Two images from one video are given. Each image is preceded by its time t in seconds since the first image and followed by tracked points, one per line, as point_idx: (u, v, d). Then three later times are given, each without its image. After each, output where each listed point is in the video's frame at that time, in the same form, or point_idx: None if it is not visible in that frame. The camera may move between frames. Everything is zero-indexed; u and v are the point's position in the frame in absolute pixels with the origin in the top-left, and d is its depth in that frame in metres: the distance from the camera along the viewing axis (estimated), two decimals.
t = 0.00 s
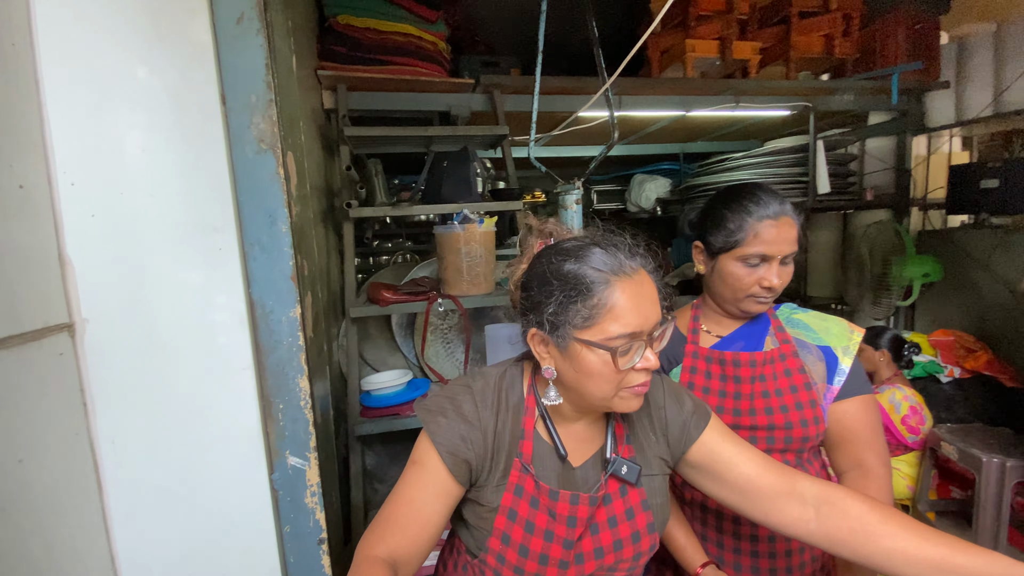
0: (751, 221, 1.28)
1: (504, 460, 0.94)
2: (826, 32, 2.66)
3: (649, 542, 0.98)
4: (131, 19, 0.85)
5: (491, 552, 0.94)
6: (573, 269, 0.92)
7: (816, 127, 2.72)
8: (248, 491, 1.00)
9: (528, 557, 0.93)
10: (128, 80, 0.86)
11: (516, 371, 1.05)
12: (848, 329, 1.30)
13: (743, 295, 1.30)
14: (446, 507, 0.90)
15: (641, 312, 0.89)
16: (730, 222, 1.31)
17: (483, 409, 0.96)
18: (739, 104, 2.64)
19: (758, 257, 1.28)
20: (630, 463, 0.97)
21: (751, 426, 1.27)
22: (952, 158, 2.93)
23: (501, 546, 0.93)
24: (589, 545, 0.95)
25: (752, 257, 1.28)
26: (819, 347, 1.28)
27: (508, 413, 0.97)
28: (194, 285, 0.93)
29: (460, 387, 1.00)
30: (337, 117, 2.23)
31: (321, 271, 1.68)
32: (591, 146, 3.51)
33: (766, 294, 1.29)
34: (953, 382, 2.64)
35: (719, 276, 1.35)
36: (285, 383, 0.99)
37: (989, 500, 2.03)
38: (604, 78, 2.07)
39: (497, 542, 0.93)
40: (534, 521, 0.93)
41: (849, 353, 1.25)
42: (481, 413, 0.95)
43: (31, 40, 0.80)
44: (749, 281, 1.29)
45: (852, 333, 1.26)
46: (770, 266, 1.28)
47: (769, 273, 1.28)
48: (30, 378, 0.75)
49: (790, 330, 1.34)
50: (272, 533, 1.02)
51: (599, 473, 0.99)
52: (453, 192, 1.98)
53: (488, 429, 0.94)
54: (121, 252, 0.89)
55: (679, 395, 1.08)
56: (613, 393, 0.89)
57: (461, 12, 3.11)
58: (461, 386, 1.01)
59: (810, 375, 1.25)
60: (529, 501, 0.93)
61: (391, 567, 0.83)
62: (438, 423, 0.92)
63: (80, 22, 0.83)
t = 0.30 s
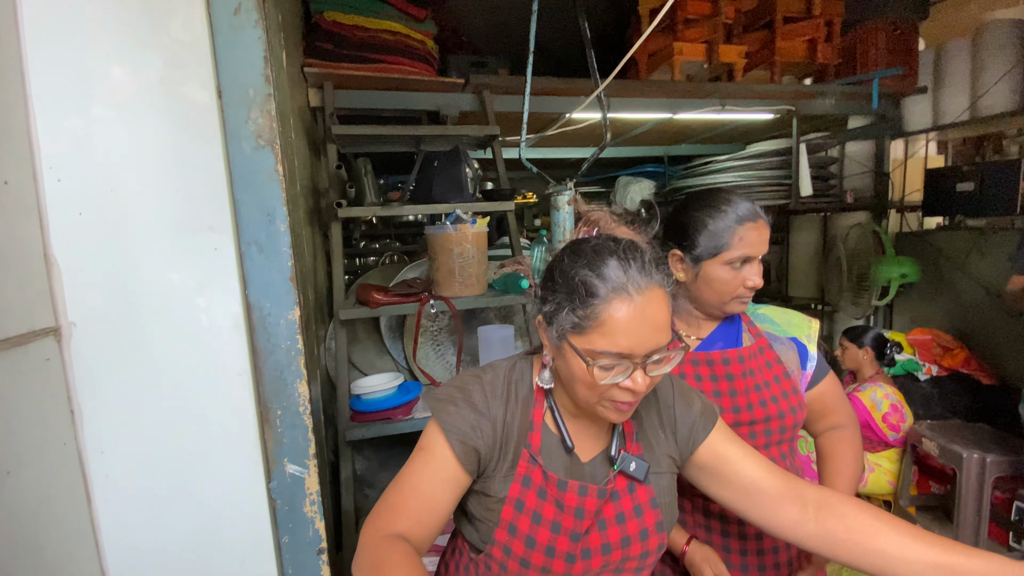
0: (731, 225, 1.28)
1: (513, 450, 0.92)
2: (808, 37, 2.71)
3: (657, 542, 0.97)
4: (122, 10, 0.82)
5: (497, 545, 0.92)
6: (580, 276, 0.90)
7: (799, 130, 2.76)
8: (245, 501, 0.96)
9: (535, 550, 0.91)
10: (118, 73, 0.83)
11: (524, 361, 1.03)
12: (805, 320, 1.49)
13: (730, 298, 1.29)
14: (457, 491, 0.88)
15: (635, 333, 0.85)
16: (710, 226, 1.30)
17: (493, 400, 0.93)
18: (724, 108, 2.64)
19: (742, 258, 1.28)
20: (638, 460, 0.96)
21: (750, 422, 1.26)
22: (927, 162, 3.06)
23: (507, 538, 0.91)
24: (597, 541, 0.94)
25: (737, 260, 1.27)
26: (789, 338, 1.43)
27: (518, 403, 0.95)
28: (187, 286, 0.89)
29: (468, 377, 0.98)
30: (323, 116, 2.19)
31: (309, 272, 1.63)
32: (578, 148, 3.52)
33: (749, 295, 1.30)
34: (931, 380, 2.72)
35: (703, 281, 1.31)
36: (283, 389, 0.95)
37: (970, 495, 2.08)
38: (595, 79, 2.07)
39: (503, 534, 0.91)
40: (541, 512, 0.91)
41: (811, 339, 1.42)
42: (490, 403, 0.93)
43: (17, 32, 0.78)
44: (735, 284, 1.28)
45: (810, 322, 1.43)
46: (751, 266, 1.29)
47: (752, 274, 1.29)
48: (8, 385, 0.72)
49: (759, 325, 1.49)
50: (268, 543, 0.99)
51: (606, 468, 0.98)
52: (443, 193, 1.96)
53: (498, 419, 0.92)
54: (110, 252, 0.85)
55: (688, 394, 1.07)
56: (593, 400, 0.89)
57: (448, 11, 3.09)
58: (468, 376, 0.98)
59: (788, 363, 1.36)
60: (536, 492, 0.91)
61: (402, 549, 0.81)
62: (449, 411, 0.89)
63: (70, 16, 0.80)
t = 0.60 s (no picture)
0: (732, 201, 1.24)
1: (501, 440, 0.87)
2: (801, 25, 2.66)
3: (650, 516, 0.94)
4: None
5: (489, 546, 0.85)
6: (563, 241, 0.86)
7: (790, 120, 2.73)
8: (224, 502, 0.90)
9: (531, 543, 0.85)
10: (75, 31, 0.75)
11: (500, 347, 0.98)
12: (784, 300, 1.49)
13: (741, 276, 1.25)
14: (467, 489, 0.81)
15: (615, 300, 0.81)
16: (712, 206, 1.24)
17: (479, 390, 0.87)
18: (716, 96, 2.60)
19: (748, 234, 1.23)
20: (621, 433, 0.93)
21: (765, 407, 1.22)
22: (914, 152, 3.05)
23: (500, 535, 0.85)
24: (591, 525, 0.88)
25: (744, 236, 1.23)
26: (780, 321, 1.43)
27: (498, 392, 0.89)
28: (160, 269, 0.82)
29: (445, 370, 0.91)
30: (306, 99, 2.10)
31: (290, 262, 1.56)
32: (568, 138, 3.47)
33: (757, 271, 1.27)
34: (917, 369, 2.80)
35: (713, 265, 1.24)
36: (265, 380, 0.90)
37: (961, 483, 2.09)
38: (589, 63, 2.01)
39: (496, 532, 0.85)
40: (535, 502, 0.85)
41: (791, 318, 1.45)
42: (478, 393, 0.87)
43: None
44: (745, 262, 1.24)
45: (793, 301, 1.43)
46: (755, 241, 1.25)
47: (758, 250, 1.25)
48: None
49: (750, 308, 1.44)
50: (251, 546, 0.93)
51: (590, 447, 0.95)
52: (434, 179, 1.89)
53: (487, 410, 0.86)
54: (70, 230, 0.78)
55: (657, 370, 1.07)
56: (568, 371, 0.85)
57: None
58: (445, 369, 0.91)
59: (785, 345, 1.37)
60: (528, 481, 0.85)
61: (425, 560, 0.73)
62: (434, 408, 0.82)
63: None
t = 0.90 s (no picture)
0: (766, 192, 1.15)
1: (475, 442, 0.80)
2: (802, 26, 2.65)
3: (631, 493, 0.96)
4: None
5: (486, 558, 0.78)
6: (532, 224, 0.86)
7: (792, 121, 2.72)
8: (227, 509, 0.88)
9: (530, 543, 0.79)
10: (76, 28, 0.73)
11: (462, 352, 0.91)
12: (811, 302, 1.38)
13: (782, 271, 1.16)
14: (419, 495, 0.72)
15: (587, 280, 0.81)
16: (745, 199, 1.16)
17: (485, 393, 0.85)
18: (718, 98, 2.59)
19: (785, 226, 1.15)
20: (595, 418, 0.95)
21: (802, 409, 1.12)
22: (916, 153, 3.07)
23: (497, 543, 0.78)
24: (584, 511, 0.85)
25: (781, 229, 1.14)
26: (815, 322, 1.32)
27: (464, 394, 0.82)
28: (163, 272, 0.80)
29: (412, 375, 0.83)
30: (308, 101, 2.08)
31: (295, 265, 1.54)
32: (569, 139, 3.47)
33: (795, 265, 1.17)
34: (920, 370, 2.73)
35: (752, 259, 1.15)
36: (273, 384, 0.89)
37: (966, 485, 2.06)
38: (593, 63, 1.99)
39: (492, 541, 0.78)
40: (525, 500, 0.80)
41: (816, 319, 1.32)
42: (444, 397, 0.80)
43: None
44: (785, 256, 1.15)
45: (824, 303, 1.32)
46: (792, 234, 1.16)
47: (795, 242, 1.16)
48: None
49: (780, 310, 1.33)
50: (258, 554, 0.91)
51: (567, 437, 0.93)
52: (438, 180, 1.88)
53: (458, 413, 0.80)
54: (71, 231, 0.76)
55: (609, 360, 1.10)
56: (541, 355, 0.84)
57: None
58: (412, 374, 0.83)
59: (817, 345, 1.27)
60: (513, 480, 0.80)
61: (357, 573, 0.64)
62: (399, 410, 0.73)
63: None
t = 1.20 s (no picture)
0: (833, 188, 1.11)
1: (474, 445, 0.79)
2: (805, 25, 2.65)
3: (616, 490, 1.00)
4: None
5: (485, 560, 0.78)
6: (521, 221, 0.86)
7: (794, 120, 2.71)
8: (231, 510, 0.88)
9: (530, 545, 0.79)
10: (79, 29, 0.74)
11: (457, 356, 0.90)
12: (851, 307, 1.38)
13: (839, 272, 1.13)
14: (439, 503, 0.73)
15: (577, 276, 0.82)
16: (809, 192, 1.11)
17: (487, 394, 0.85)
18: (719, 97, 2.58)
19: (848, 225, 1.10)
20: (582, 418, 0.99)
21: (852, 410, 1.11)
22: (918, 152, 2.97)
23: (497, 546, 0.78)
24: (579, 508, 0.87)
25: (847, 229, 1.11)
26: (859, 327, 1.32)
27: (462, 396, 0.82)
28: (165, 274, 0.80)
29: (407, 382, 0.82)
30: (310, 102, 2.08)
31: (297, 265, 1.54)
32: (570, 140, 3.46)
33: (853, 268, 1.15)
34: (923, 370, 2.67)
35: (810, 256, 1.11)
36: (276, 385, 0.88)
37: (968, 484, 2.06)
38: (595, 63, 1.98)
39: (491, 544, 0.78)
40: (525, 502, 0.80)
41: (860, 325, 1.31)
42: (445, 402, 0.79)
43: None
44: (846, 256, 1.11)
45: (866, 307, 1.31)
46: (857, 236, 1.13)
47: (855, 243, 1.12)
48: None
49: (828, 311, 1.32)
50: (263, 555, 0.91)
51: (557, 435, 0.96)
52: (438, 181, 1.88)
53: (458, 417, 0.79)
54: (76, 233, 0.76)
55: (590, 364, 1.17)
56: (535, 352, 0.84)
57: None
58: (408, 380, 0.83)
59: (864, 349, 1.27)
60: (513, 482, 0.80)
61: None
62: (403, 420, 0.74)
63: None
